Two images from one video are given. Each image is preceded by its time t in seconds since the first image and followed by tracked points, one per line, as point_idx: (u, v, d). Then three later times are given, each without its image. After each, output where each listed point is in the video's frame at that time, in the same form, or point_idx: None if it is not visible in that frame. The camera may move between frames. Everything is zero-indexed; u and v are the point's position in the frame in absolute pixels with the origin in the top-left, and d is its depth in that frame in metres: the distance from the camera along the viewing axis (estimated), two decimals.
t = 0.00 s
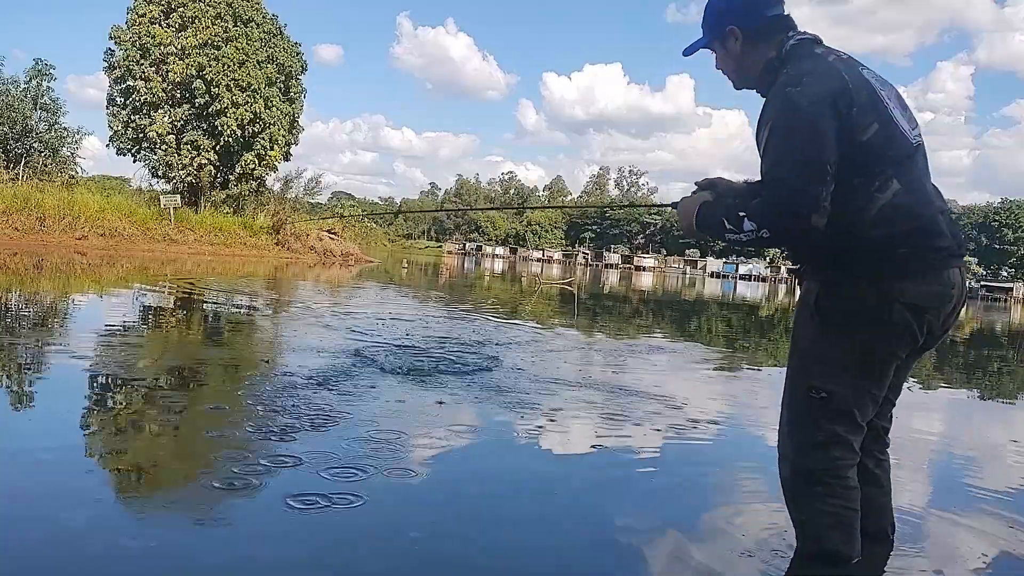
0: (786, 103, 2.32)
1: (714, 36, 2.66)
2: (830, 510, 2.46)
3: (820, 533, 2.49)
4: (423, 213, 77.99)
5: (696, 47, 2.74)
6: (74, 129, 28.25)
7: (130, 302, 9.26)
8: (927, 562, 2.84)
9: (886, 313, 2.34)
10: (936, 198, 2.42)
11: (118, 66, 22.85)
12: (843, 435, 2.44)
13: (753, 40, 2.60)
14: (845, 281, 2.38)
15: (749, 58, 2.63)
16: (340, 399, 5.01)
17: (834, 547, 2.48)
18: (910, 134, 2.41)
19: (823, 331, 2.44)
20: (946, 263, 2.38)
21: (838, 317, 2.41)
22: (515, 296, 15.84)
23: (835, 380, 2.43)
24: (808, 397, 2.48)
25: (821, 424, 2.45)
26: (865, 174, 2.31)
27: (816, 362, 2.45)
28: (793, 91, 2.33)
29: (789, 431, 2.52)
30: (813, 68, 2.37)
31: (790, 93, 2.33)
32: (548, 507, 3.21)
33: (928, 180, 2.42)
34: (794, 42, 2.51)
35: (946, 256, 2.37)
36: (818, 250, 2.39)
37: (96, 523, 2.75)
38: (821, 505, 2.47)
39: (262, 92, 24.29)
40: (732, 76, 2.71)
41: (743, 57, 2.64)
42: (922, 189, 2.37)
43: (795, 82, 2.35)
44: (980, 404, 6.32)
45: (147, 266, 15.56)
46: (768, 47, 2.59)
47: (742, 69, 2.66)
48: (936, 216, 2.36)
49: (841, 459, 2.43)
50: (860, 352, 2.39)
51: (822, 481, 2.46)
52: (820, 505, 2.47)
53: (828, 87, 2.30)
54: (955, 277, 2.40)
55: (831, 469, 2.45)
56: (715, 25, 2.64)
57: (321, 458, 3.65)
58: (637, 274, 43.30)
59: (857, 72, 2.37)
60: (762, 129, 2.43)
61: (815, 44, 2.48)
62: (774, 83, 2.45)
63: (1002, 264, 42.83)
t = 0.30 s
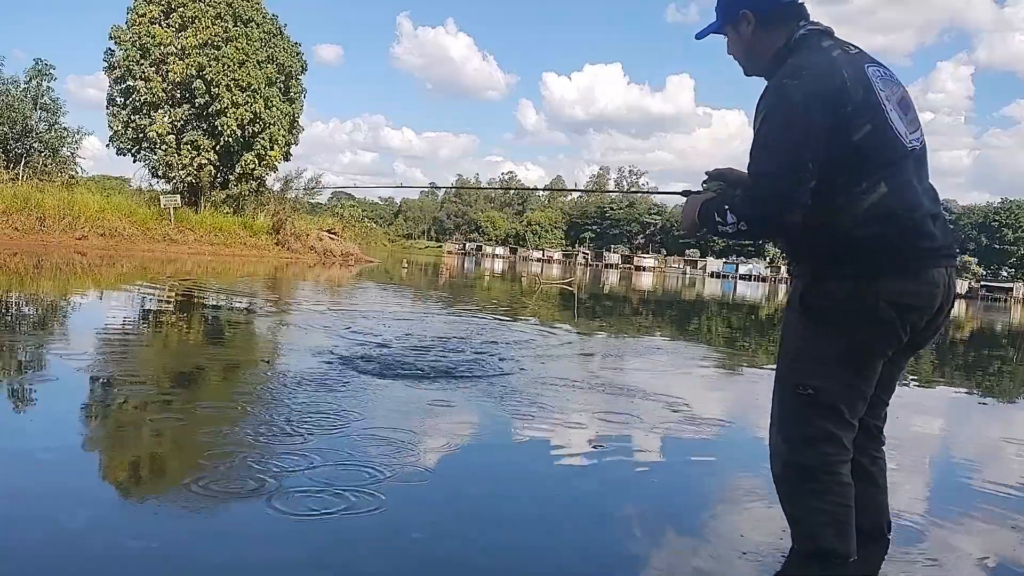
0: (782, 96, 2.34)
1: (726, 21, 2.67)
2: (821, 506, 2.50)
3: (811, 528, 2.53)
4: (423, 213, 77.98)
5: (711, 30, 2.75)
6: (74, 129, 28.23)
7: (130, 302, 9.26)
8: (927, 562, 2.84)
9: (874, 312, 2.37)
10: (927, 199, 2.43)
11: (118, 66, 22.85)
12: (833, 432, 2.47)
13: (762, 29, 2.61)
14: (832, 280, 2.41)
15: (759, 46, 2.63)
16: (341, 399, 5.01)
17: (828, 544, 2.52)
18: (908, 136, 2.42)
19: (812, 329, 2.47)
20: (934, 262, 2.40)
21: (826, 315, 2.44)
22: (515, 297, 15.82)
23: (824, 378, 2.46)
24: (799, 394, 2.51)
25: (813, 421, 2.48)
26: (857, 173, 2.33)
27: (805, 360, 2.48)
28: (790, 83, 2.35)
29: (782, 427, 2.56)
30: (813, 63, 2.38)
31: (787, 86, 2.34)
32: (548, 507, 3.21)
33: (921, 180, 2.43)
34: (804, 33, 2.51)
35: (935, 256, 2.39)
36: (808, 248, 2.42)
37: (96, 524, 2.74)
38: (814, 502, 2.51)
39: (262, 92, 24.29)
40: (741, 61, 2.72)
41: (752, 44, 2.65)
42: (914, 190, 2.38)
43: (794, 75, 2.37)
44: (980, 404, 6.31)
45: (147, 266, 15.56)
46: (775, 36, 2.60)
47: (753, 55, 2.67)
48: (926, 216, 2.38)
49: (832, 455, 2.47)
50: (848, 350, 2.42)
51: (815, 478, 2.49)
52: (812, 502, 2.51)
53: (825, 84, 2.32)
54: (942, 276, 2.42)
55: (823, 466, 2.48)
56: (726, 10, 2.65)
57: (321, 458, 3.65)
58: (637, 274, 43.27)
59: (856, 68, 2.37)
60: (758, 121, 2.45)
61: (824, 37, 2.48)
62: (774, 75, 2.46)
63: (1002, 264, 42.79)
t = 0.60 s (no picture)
0: (783, 92, 2.35)
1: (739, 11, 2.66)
2: (820, 504, 2.50)
3: (810, 525, 2.54)
4: (423, 213, 77.97)
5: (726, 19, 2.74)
6: (74, 129, 28.20)
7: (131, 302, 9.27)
8: (928, 561, 2.84)
9: (869, 310, 2.37)
10: (925, 200, 2.43)
11: (118, 66, 22.85)
12: (832, 429, 2.47)
13: (773, 20, 2.60)
14: (829, 278, 2.42)
15: (770, 37, 2.63)
16: (342, 399, 5.01)
17: (828, 542, 2.52)
18: (910, 138, 2.41)
19: (809, 327, 2.48)
20: (929, 262, 2.40)
21: (824, 313, 2.44)
22: (515, 297, 15.82)
23: (822, 376, 2.47)
24: (797, 392, 2.52)
25: (812, 418, 2.49)
26: (855, 172, 2.33)
27: (804, 358, 2.49)
28: (793, 79, 2.35)
29: (781, 425, 2.57)
30: (818, 58, 2.38)
31: (789, 81, 2.35)
32: (548, 507, 3.21)
33: (920, 181, 2.43)
34: (816, 25, 2.50)
35: (930, 256, 2.39)
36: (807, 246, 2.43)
37: (97, 524, 2.74)
38: (812, 499, 2.51)
39: (262, 92, 24.29)
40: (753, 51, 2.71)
41: (764, 35, 2.64)
42: (912, 190, 2.38)
43: (797, 70, 2.37)
44: (980, 404, 6.32)
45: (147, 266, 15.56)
46: (786, 27, 2.59)
47: (767, 44, 2.65)
48: (922, 216, 2.38)
49: (831, 454, 2.47)
50: (845, 348, 2.42)
51: (815, 476, 2.49)
52: (811, 499, 2.52)
53: (828, 80, 2.32)
54: (937, 275, 2.43)
55: (822, 464, 2.48)
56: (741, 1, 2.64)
57: (321, 458, 3.65)
58: (637, 274, 43.29)
59: (859, 65, 2.37)
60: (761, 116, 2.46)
61: (836, 31, 2.47)
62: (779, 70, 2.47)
63: (1002, 264, 42.79)
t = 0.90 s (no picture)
0: (787, 91, 2.34)
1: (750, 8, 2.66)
2: (821, 504, 2.50)
3: (811, 525, 2.54)
4: (423, 213, 77.98)
5: (736, 15, 2.74)
6: (74, 129, 28.19)
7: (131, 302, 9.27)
8: (928, 561, 2.84)
9: (868, 311, 2.37)
10: (925, 201, 2.43)
11: (118, 66, 22.85)
12: (832, 429, 2.47)
13: (783, 15, 2.59)
14: (828, 278, 2.42)
15: (779, 35, 2.63)
16: (342, 399, 5.01)
17: (827, 541, 2.52)
18: (914, 140, 2.41)
19: (810, 327, 2.48)
20: (929, 262, 2.39)
21: (823, 314, 2.44)
22: (515, 297, 15.81)
23: (821, 375, 2.47)
24: (796, 391, 2.52)
25: (811, 418, 2.49)
26: (856, 172, 2.33)
27: (804, 358, 2.49)
28: (796, 79, 2.35)
29: (780, 424, 2.57)
30: (824, 58, 2.37)
31: (793, 81, 2.34)
32: (550, 508, 3.20)
33: (921, 182, 2.43)
34: (826, 23, 2.50)
35: (930, 256, 2.39)
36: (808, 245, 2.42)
37: (97, 523, 2.74)
38: (812, 499, 2.52)
39: (262, 92, 24.29)
40: (761, 48, 2.72)
41: (773, 32, 2.64)
42: (913, 191, 2.37)
43: (803, 69, 2.36)
44: (979, 404, 6.32)
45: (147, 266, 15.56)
46: (794, 25, 2.58)
47: (778, 41, 2.65)
48: (921, 216, 2.38)
49: (832, 454, 2.47)
50: (844, 348, 2.42)
51: (816, 476, 2.49)
52: (811, 500, 2.52)
53: (833, 80, 2.31)
54: (937, 275, 2.42)
55: (823, 463, 2.48)
56: None
57: (321, 458, 3.65)
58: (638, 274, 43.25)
59: (864, 66, 2.36)
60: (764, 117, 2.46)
61: (845, 30, 2.46)
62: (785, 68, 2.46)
63: (1002, 264, 42.76)
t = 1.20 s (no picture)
0: (796, 92, 2.33)
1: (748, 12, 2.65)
2: (821, 504, 2.50)
3: (811, 525, 2.54)
4: (423, 213, 77.98)
5: (733, 20, 2.71)
6: (74, 129, 28.20)
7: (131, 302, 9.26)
8: (927, 562, 2.84)
9: (868, 310, 2.38)
10: (927, 202, 2.43)
11: (118, 66, 22.85)
12: (833, 428, 2.47)
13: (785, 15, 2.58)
14: (830, 280, 2.41)
15: (781, 37, 2.62)
16: (341, 399, 5.02)
17: (827, 541, 2.52)
18: (916, 140, 2.41)
19: (811, 327, 2.48)
20: (929, 262, 2.39)
21: (824, 315, 2.44)
22: (515, 297, 15.80)
23: (822, 375, 2.47)
24: (797, 391, 2.52)
25: (811, 417, 2.49)
26: (860, 173, 2.33)
27: (806, 358, 2.49)
28: (805, 80, 2.33)
29: (781, 424, 2.57)
30: (830, 59, 2.36)
31: (802, 83, 2.33)
32: (549, 508, 3.20)
33: (924, 183, 2.43)
34: (827, 24, 2.50)
35: (931, 256, 2.39)
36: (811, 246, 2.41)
37: (97, 524, 2.74)
38: (811, 499, 2.52)
39: (262, 92, 24.29)
40: (761, 52, 2.70)
41: (774, 33, 2.62)
42: (915, 193, 2.38)
43: (809, 71, 2.35)
44: (980, 404, 6.32)
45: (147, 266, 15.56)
46: (797, 24, 2.57)
47: (777, 45, 2.64)
48: (922, 218, 2.39)
49: (833, 453, 2.47)
50: (844, 348, 2.43)
51: (816, 476, 2.49)
52: (811, 499, 2.52)
53: (839, 82, 2.31)
54: (937, 275, 2.42)
55: (824, 462, 2.48)
56: (753, 2, 2.63)
57: (321, 459, 3.65)
58: (637, 274, 43.25)
59: (868, 67, 2.37)
60: (772, 118, 2.44)
61: (846, 31, 2.47)
62: (790, 69, 2.45)
63: (1002, 264, 42.73)
